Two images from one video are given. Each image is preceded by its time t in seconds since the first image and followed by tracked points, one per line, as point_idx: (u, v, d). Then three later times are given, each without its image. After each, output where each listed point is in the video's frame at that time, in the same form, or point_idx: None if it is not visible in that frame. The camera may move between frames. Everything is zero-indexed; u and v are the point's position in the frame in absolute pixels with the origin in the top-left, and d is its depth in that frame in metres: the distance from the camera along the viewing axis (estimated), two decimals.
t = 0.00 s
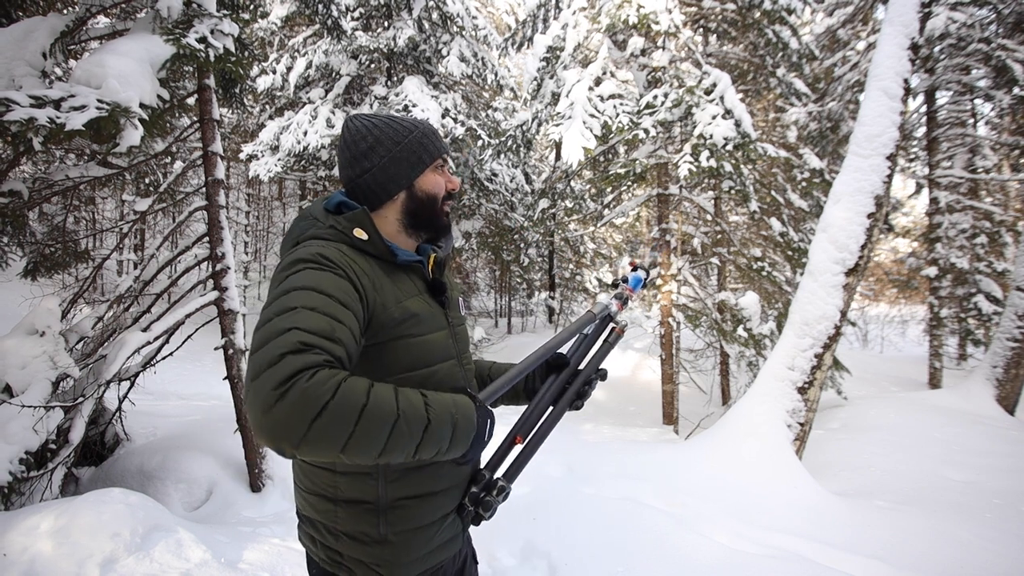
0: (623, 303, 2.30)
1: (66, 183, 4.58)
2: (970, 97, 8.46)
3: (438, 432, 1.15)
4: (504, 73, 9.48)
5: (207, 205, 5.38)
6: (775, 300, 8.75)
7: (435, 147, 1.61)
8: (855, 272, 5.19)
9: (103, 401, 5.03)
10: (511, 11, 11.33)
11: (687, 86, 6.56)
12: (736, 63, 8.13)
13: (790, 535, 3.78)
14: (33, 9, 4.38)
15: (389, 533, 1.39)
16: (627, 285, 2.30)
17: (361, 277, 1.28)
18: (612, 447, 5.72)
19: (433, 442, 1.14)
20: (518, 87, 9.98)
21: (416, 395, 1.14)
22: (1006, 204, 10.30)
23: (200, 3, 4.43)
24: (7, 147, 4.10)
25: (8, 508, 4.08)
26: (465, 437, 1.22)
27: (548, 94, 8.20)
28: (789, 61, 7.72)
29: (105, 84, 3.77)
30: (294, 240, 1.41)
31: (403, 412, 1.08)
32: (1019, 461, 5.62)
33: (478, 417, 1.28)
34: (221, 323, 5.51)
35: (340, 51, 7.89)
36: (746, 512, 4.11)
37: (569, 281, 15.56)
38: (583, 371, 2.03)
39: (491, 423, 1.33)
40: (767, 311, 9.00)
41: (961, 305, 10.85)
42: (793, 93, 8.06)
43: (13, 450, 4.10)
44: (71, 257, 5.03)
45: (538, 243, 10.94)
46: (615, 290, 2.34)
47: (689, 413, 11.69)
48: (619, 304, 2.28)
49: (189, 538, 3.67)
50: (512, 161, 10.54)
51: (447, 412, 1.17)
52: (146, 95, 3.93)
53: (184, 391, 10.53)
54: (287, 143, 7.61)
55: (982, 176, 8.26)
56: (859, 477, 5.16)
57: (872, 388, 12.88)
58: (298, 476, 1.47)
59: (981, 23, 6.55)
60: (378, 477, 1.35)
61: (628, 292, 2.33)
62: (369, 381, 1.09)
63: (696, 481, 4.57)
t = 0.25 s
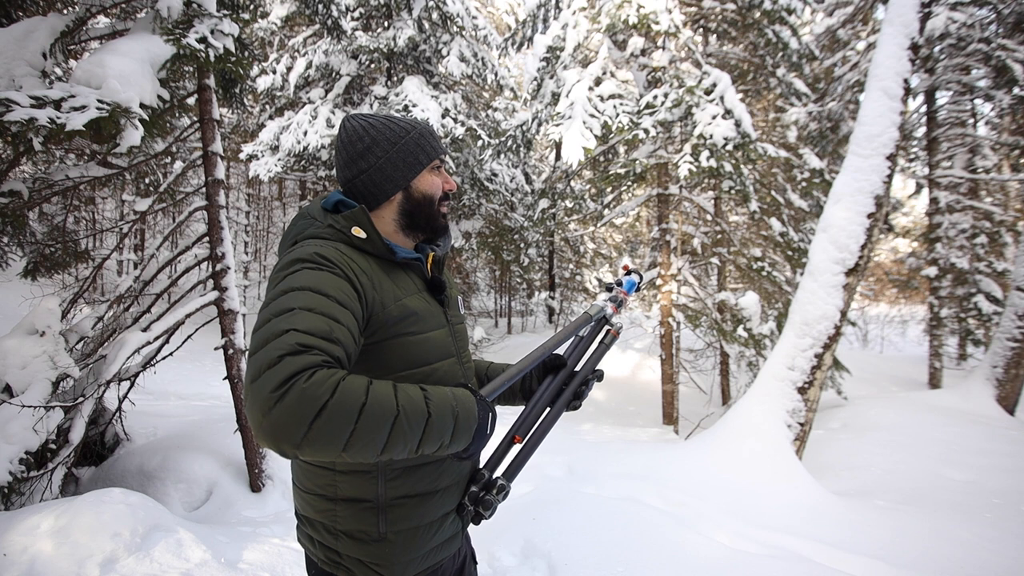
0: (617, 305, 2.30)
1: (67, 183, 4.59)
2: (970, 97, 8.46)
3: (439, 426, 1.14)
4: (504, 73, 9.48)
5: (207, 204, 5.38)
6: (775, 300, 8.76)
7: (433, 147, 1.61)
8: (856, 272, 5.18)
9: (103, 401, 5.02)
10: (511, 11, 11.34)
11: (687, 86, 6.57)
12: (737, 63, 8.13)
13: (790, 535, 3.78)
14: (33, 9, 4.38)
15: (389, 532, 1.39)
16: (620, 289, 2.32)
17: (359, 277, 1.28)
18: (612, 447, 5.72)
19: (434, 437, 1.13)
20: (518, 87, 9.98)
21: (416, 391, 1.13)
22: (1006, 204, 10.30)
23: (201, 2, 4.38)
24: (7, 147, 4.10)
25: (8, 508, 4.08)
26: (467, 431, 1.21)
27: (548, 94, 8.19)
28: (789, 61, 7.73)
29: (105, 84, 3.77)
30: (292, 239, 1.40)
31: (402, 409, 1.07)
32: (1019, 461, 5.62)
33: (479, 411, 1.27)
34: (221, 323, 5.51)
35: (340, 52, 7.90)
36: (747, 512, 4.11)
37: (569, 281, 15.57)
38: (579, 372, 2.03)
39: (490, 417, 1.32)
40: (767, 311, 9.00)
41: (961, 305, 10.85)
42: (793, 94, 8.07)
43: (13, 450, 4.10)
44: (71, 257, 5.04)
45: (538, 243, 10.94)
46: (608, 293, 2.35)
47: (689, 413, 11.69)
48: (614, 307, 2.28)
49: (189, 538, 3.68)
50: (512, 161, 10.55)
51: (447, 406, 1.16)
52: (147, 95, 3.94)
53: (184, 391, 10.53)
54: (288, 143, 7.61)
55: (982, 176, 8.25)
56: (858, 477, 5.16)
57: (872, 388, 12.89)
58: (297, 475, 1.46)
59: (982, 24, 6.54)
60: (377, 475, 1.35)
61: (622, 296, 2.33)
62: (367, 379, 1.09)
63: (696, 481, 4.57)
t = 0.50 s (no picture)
0: (616, 305, 2.30)
1: (67, 183, 4.59)
2: (970, 97, 8.45)
3: (436, 428, 1.14)
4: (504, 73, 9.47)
5: (207, 204, 5.38)
6: (775, 300, 8.76)
7: (426, 147, 1.59)
8: (856, 272, 5.18)
9: (103, 401, 5.02)
10: (511, 11, 11.34)
11: (687, 86, 6.57)
12: (737, 63, 8.13)
13: (790, 535, 3.78)
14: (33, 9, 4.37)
15: (387, 532, 1.39)
16: (619, 288, 2.32)
17: (356, 277, 1.28)
18: (612, 447, 5.72)
19: (432, 438, 1.14)
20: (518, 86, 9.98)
21: (414, 392, 1.14)
22: (1006, 204, 10.30)
23: (200, 2, 4.38)
24: (7, 147, 4.10)
25: (8, 508, 4.08)
26: (464, 434, 1.21)
27: (548, 94, 8.19)
28: (789, 61, 7.73)
29: (105, 84, 3.77)
30: (289, 240, 1.40)
31: (399, 410, 1.07)
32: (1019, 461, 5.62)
33: (477, 412, 1.27)
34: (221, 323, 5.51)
35: (340, 52, 7.90)
36: (747, 512, 4.11)
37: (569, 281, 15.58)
38: (577, 372, 2.03)
39: (488, 416, 1.32)
40: (767, 311, 9.00)
41: (961, 305, 10.85)
42: (793, 94, 8.08)
43: (14, 450, 4.10)
44: (71, 257, 5.03)
45: (538, 243, 10.94)
46: (606, 293, 2.35)
47: (689, 413, 11.68)
48: (613, 306, 2.28)
49: (189, 538, 3.69)
50: (512, 161, 10.55)
51: (445, 408, 1.16)
52: (146, 95, 3.94)
53: (183, 391, 10.52)
54: (288, 143, 7.62)
55: (982, 176, 8.24)
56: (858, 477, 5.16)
57: (872, 388, 12.88)
58: (294, 476, 1.46)
59: (982, 23, 6.54)
60: (375, 476, 1.35)
61: (620, 295, 2.33)
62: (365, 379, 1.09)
63: (696, 481, 4.57)
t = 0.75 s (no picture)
0: (615, 303, 2.31)
1: (67, 183, 4.58)
2: (970, 97, 8.45)
3: (425, 426, 1.14)
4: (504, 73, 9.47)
5: (207, 204, 5.38)
6: (775, 300, 8.76)
7: (398, 146, 1.54)
8: (856, 272, 5.18)
9: (103, 401, 5.02)
10: (511, 11, 11.34)
11: (687, 86, 6.56)
12: (737, 63, 8.13)
13: (790, 535, 3.78)
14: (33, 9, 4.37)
15: (383, 533, 1.39)
16: (618, 286, 2.33)
17: (349, 277, 1.28)
18: (612, 447, 5.72)
19: (421, 436, 1.13)
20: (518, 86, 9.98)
21: (402, 390, 1.13)
22: (1006, 204, 10.29)
23: (200, 2, 4.38)
24: (7, 147, 4.10)
25: (8, 508, 4.07)
26: (454, 432, 1.20)
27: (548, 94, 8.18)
28: (789, 61, 7.73)
29: (105, 84, 3.77)
30: (285, 240, 1.41)
31: (387, 408, 1.07)
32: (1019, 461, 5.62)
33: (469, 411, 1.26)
34: (221, 323, 5.51)
35: (340, 52, 7.90)
36: (746, 512, 4.11)
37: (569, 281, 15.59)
38: (576, 371, 2.03)
39: (480, 415, 1.30)
40: (767, 311, 9.00)
41: (961, 305, 10.85)
42: (793, 93, 8.08)
43: (13, 450, 4.10)
44: (71, 257, 5.03)
45: (538, 243, 10.95)
46: (605, 291, 2.36)
47: (689, 413, 11.68)
48: (612, 304, 2.29)
49: (189, 538, 3.69)
50: (512, 161, 10.55)
51: (434, 406, 1.16)
52: (146, 95, 3.94)
53: (183, 391, 10.52)
54: (288, 143, 7.62)
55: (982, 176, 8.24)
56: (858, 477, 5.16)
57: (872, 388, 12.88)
58: (291, 476, 1.46)
59: (982, 23, 6.54)
60: (371, 476, 1.35)
61: (619, 293, 2.33)
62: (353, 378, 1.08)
63: (696, 481, 4.57)
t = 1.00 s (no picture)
0: (620, 304, 2.29)
1: (67, 183, 4.58)
2: (970, 97, 8.45)
3: (410, 428, 1.10)
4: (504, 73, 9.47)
5: (207, 204, 5.38)
6: (775, 300, 8.76)
7: (372, 149, 1.56)
8: (856, 272, 5.18)
9: (103, 401, 5.02)
10: (511, 11, 11.34)
11: (687, 86, 6.56)
12: (737, 63, 8.13)
13: (790, 535, 3.78)
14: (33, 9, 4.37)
15: (377, 535, 1.39)
16: (623, 288, 2.32)
17: (341, 279, 1.28)
18: (612, 448, 5.72)
19: (405, 437, 1.10)
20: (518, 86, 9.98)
21: (386, 390, 1.10)
22: (1006, 204, 10.29)
23: (200, 2, 4.38)
24: (7, 147, 4.10)
25: (7, 508, 4.07)
26: (441, 433, 1.17)
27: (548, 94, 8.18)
28: (789, 61, 7.73)
29: (105, 84, 3.77)
30: (282, 242, 1.42)
31: (370, 409, 1.04)
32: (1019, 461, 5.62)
33: (458, 413, 1.23)
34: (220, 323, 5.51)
35: (340, 52, 7.90)
36: (746, 512, 4.11)
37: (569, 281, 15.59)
38: (578, 374, 2.02)
39: (471, 414, 1.27)
40: (767, 311, 9.00)
41: (961, 305, 10.85)
42: (793, 93, 8.08)
43: (13, 450, 4.10)
44: (71, 257, 5.03)
45: (538, 243, 10.95)
46: (611, 293, 2.35)
47: (689, 413, 11.68)
48: (616, 306, 2.28)
49: (189, 538, 3.69)
50: (512, 161, 10.55)
51: (419, 407, 1.12)
52: (146, 95, 3.94)
53: (183, 391, 10.51)
54: (288, 143, 7.62)
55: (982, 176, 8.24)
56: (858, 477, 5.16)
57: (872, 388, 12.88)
58: (288, 476, 1.47)
59: (982, 23, 6.54)
60: (365, 477, 1.35)
61: (625, 295, 2.32)
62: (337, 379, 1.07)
63: (696, 481, 4.57)
